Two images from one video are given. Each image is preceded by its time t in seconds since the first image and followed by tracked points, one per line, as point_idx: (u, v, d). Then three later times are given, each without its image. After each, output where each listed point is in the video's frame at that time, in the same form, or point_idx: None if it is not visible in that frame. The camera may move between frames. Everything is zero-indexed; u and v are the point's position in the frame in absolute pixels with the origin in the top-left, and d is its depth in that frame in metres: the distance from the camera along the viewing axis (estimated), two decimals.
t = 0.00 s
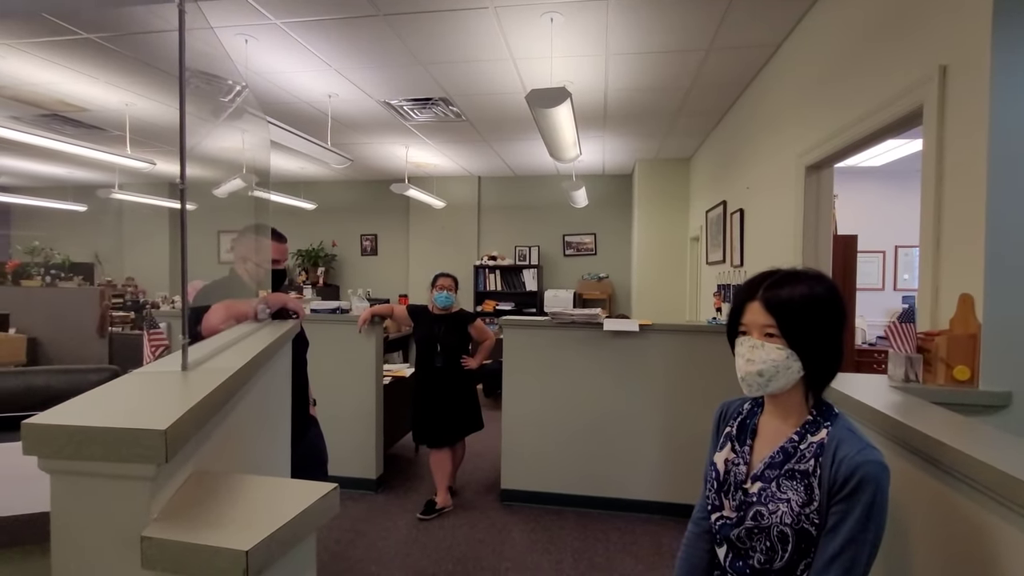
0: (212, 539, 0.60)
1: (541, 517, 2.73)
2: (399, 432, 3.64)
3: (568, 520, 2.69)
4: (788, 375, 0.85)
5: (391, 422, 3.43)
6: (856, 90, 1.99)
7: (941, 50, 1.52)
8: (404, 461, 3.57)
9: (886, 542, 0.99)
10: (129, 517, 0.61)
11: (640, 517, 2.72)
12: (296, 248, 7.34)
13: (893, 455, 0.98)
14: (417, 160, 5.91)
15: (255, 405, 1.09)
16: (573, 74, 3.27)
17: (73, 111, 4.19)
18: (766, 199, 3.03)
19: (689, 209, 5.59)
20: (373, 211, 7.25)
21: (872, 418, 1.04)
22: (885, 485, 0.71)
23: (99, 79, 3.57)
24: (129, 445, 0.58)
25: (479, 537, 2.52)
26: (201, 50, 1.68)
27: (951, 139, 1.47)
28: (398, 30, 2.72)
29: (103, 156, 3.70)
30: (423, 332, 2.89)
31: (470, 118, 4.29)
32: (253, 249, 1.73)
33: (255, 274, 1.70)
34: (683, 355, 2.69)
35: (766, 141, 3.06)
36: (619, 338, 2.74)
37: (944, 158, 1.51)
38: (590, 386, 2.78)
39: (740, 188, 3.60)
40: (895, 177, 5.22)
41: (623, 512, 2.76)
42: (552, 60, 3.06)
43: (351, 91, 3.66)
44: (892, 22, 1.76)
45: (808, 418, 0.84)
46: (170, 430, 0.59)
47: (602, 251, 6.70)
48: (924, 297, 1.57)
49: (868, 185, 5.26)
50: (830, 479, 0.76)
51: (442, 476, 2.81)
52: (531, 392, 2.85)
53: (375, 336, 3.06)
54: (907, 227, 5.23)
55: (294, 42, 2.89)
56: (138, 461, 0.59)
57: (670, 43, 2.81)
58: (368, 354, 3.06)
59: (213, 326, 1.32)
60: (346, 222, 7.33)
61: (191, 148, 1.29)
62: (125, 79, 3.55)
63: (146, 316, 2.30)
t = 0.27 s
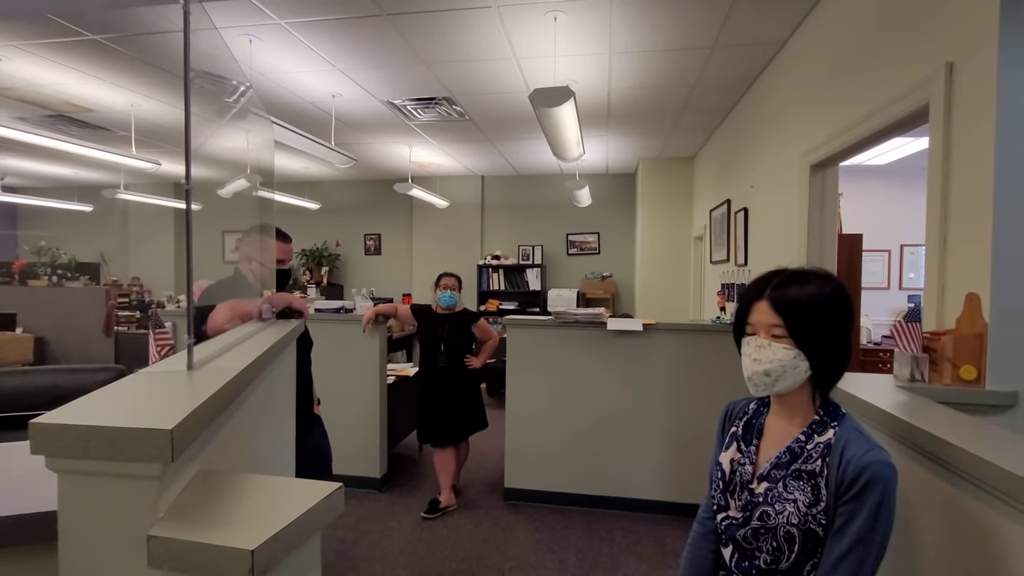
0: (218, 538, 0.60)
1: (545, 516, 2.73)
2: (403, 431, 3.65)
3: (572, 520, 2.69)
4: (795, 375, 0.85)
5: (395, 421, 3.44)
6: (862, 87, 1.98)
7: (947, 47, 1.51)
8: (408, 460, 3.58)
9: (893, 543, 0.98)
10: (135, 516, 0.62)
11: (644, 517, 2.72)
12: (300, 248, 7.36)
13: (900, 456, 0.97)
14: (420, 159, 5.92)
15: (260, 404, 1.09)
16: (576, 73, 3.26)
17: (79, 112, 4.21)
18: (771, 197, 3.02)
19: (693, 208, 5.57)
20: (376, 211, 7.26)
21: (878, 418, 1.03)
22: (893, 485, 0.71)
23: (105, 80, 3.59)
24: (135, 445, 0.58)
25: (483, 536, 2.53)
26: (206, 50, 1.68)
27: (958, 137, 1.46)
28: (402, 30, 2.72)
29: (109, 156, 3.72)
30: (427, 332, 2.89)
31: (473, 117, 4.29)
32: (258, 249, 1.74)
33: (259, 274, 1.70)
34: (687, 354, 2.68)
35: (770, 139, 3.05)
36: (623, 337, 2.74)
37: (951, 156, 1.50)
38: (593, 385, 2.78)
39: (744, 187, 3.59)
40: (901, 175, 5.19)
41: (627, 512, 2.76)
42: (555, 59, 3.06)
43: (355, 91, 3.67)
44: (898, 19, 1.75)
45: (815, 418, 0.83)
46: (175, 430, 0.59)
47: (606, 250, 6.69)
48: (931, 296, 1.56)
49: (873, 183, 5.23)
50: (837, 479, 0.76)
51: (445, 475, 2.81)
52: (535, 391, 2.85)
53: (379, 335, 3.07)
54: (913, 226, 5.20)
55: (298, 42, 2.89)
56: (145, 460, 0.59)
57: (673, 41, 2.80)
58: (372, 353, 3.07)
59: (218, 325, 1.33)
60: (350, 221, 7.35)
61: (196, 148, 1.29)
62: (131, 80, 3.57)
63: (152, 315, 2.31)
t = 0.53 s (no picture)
0: (222, 538, 0.61)
1: (548, 516, 2.73)
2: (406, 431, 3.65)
3: (575, 520, 2.69)
4: (800, 375, 0.85)
5: (398, 421, 3.45)
6: (866, 86, 1.97)
7: (952, 45, 1.50)
8: (411, 460, 3.58)
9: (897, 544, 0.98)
10: (140, 515, 0.62)
11: (647, 516, 2.71)
12: (304, 248, 7.38)
13: (905, 456, 0.97)
14: (423, 159, 5.92)
15: (264, 404, 1.09)
16: (579, 72, 3.26)
17: (84, 113, 4.23)
18: (775, 197, 3.01)
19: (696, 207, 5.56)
20: (379, 211, 7.27)
21: (882, 418, 1.03)
22: (899, 487, 0.71)
23: (110, 82, 3.61)
24: (141, 445, 0.59)
25: (486, 535, 2.53)
26: (210, 51, 1.69)
27: (964, 135, 1.45)
28: (405, 30, 2.73)
29: (113, 157, 3.74)
30: (430, 332, 2.90)
31: (476, 117, 4.29)
32: (262, 249, 1.74)
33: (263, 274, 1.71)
34: (690, 354, 2.68)
35: (774, 138, 3.04)
36: (626, 337, 2.74)
37: (956, 155, 1.49)
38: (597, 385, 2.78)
39: (747, 186, 3.58)
40: (905, 174, 5.16)
41: (630, 511, 2.76)
42: (558, 59, 3.05)
43: (358, 91, 3.68)
44: (902, 17, 1.74)
45: (820, 418, 0.83)
46: (180, 430, 0.60)
47: (609, 249, 6.69)
48: (936, 296, 1.55)
49: (877, 182, 5.21)
50: (843, 480, 0.76)
51: (448, 475, 2.82)
52: (538, 391, 2.85)
53: (382, 335, 3.07)
54: (917, 225, 5.18)
55: (301, 43, 2.90)
56: (150, 460, 0.60)
57: (677, 40, 2.80)
58: (376, 353, 3.07)
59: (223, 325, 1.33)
60: (353, 221, 7.36)
61: (200, 149, 1.30)
62: (136, 81, 3.59)
63: (156, 316, 2.32)
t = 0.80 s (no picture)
0: (225, 537, 0.61)
1: (551, 516, 2.73)
2: (409, 431, 3.66)
3: (578, 519, 2.69)
4: (805, 375, 0.84)
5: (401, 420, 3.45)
6: (870, 85, 1.96)
7: (956, 43, 1.49)
8: (414, 460, 3.58)
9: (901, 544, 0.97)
10: (144, 515, 0.62)
11: (649, 516, 2.71)
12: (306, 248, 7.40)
13: (909, 457, 0.97)
14: (426, 159, 5.93)
15: (266, 404, 1.09)
16: (581, 72, 3.26)
17: (88, 114, 4.25)
18: (777, 196, 3.00)
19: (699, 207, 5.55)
20: (382, 211, 7.28)
21: (887, 419, 1.02)
22: (905, 488, 0.70)
23: (114, 83, 3.62)
24: (144, 445, 0.59)
25: (488, 535, 2.53)
26: (212, 51, 1.69)
27: (968, 134, 1.45)
28: (407, 30, 2.73)
29: (117, 158, 3.76)
30: (433, 332, 2.90)
31: (478, 117, 4.29)
32: (265, 249, 1.74)
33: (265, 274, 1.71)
34: (693, 353, 2.67)
35: (777, 137, 3.03)
36: (628, 337, 2.73)
37: (960, 154, 1.48)
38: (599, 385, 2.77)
39: (750, 186, 3.57)
40: (909, 173, 5.14)
41: (633, 511, 2.75)
42: (560, 58, 3.05)
43: (361, 92, 3.69)
44: (906, 16, 1.73)
45: (825, 418, 0.83)
46: (183, 430, 0.60)
47: (611, 249, 6.68)
48: (940, 295, 1.55)
49: (881, 181, 5.19)
50: (848, 480, 0.76)
51: (451, 475, 2.82)
52: (541, 391, 2.85)
53: (385, 335, 3.07)
54: (921, 224, 5.15)
55: (303, 43, 2.90)
56: (153, 460, 0.60)
57: (679, 40, 2.79)
58: (378, 353, 3.08)
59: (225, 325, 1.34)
60: (356, 221, 7.37)
61: (204, 149, 1.30)
62: (139, 82, 3.60)
63: (160, 315, 2.33)
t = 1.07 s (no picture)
0: (227, 537, 0.61)
1: (553, 516, 2.73)
2: (411, 430, 3.66)
3: (580, 519, 2.69)
4: (810, 376, 0.84)
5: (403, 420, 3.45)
6: (873, 84, 1.96)
7: (960, 42, 1.49)
8: (416, 459, 3.59)
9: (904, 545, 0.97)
10: (146, 515, 0.62)
11: (651, 517, 2.71)
12: (309, 248, 7.41)
13: (913, 457, 0.96)
14: (428, 159, 5.93)
15: (269, 405, 1.10)
16: (583, 72, 3.26)
17: (91, 115, 4.27)
18: (780, 195, 2.99)
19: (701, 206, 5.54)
20: (384, 211, 7.29)
21: (890, 419, 1.02)
22: (909, 489, 0.70)
23: (116, 83, 3.63)
24: (147, 444, 0.59)
25: (490, 535, 2.53)
26: (215, 52, 1.70)
27: (972, 133, 1.44)
28: (409, 31, 2.73)
29: (120, 158, 3.77)
30: (435, 332, 2.90)
31: (480, 117, 4.29)
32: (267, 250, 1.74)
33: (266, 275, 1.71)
34: (696, 353, 2.67)
35: (779, 136, 3.03)
36: (630, 336, 2.73)
37: (964, 153, 1.48)
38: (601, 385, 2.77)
39: (753, 185, 3.56)
40: (912, 172, 5.13)
41: (634, 511, 2.75)
42: (562, 58, 3.05)
43: (363, 92, 3.69)
44: (909, 15, 1.73)
45: (829, 419, 0.83)
46: (185, 430, 0.60)
47: (613, 249, 6.67)
48: (943, 295, 1.54)
49: (884, 180, 5.17)
50: (852, 481, 0.75)
51: (453, 474, 2.82)
52: (543, 390, 2.85)
53: (387, 335, 3.08)
54: (925, 224, 5.14)
55: (305, 44, 2.91)
56: (156, 459, 0.60)
57: (681, 39, 2.79)
58: (380, 353, 3.08)
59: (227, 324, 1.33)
60: (358, 221, 7.38)
61: (207, 149, 1.31)
62: (142, 83, 3.61)
63: (163, 315, 2.34)
